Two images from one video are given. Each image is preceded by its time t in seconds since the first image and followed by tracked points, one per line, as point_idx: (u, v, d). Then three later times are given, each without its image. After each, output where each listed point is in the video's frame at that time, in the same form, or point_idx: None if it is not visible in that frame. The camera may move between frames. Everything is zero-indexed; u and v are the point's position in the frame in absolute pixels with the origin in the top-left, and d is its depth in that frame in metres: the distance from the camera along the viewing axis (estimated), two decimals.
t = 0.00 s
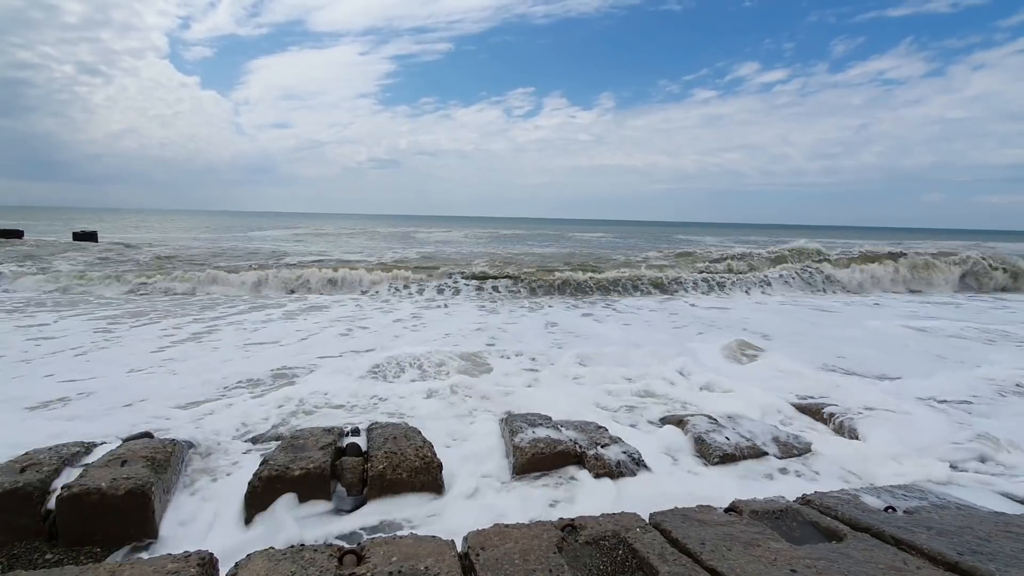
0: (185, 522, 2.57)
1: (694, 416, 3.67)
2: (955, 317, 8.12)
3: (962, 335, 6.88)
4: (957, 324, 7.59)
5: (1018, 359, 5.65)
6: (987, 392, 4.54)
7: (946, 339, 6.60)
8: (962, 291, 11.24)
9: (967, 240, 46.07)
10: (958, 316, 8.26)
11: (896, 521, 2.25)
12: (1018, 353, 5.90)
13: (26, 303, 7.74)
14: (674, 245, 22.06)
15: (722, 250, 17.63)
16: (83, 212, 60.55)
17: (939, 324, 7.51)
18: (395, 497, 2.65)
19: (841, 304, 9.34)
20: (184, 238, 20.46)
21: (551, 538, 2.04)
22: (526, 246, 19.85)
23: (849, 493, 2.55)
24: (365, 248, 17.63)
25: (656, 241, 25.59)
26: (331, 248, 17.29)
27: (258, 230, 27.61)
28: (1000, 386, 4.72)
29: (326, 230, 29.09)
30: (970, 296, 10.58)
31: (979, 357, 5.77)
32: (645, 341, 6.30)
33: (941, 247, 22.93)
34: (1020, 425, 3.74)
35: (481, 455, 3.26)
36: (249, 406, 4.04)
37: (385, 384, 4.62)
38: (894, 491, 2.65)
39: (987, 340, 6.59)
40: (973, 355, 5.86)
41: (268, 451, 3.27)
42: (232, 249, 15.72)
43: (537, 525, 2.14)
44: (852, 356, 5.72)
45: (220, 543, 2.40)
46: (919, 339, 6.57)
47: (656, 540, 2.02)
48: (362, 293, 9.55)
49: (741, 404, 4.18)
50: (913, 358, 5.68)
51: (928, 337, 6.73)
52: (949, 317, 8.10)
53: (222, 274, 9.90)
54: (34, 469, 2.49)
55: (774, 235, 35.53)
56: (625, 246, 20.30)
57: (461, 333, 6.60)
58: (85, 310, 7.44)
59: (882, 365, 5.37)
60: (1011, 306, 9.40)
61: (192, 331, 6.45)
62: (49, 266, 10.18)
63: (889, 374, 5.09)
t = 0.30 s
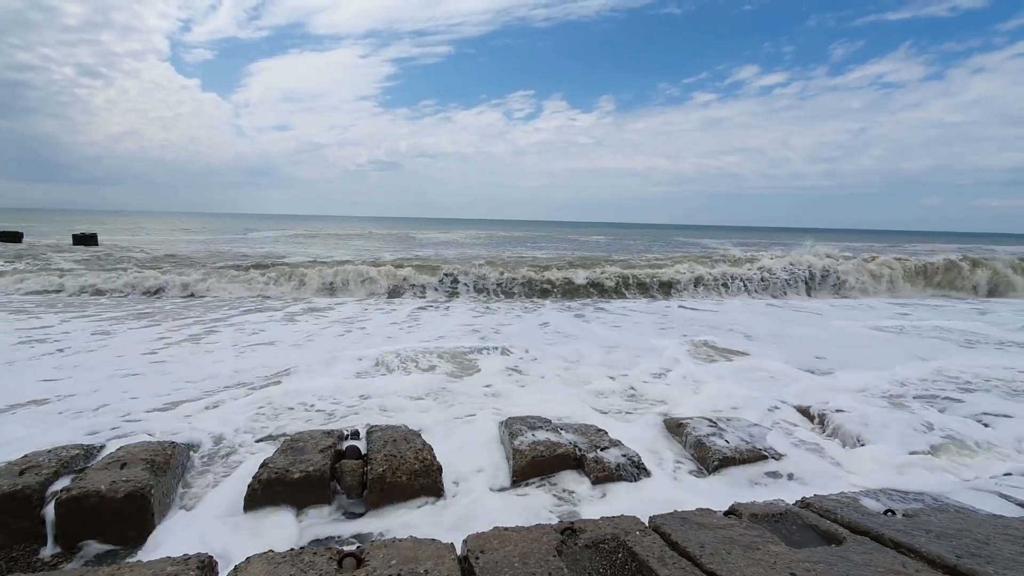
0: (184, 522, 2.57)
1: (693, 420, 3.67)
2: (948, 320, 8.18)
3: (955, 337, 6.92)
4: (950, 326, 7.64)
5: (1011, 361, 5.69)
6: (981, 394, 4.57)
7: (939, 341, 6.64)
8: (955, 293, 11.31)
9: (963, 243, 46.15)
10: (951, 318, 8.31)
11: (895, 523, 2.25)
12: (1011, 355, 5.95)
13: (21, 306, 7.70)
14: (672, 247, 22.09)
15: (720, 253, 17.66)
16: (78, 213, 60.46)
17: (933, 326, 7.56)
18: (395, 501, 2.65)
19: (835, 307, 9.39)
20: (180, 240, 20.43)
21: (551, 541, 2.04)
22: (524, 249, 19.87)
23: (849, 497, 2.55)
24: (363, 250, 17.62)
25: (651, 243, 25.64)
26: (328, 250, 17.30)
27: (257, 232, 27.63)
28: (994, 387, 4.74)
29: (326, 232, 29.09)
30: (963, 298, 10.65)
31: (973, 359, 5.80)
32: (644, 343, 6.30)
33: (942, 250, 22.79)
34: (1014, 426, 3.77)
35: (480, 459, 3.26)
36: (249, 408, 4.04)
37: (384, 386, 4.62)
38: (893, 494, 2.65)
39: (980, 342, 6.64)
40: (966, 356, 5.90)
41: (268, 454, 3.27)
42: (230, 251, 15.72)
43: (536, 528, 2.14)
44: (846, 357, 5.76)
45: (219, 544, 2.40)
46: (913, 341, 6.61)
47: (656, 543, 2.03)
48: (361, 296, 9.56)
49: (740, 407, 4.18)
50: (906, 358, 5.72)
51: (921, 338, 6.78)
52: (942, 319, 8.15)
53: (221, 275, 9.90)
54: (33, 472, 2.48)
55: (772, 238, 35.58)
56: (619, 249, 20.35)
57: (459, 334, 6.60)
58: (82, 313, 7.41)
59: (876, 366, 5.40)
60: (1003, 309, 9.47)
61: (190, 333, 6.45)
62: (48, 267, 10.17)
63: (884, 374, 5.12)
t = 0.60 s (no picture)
0: (184, 525, 2.57)
1: (693, 424, 3.67)
2: (943, 323, 8.20)
3: (951, 341, 6.95)
4: (946, 329, 7.66)
5: (1006, 365, 5.71)
6: (980, 398, 4.57)
7: (935, 345, 6.65)
8: (952, 297, 11.35)
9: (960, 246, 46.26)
10: (947, 322, 8.34)
11: (896, 528, 2.25)
12: (1007, 359, 5.96)
13: (18, 309, 7.68)
14: (671, 251, 22.08)
15: (719, 257, 17.66)
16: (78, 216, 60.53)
17: (928, 330, 7.59)
18: (395, 505, 2.65)
19: (831, 311, 9.40)
20: (176, 243, 20.42)
21: (552, 545, 2.04)
22: (523, 252, 19.85)
23: (850, 501, 2.54)
24: (363, 253, 17.60)
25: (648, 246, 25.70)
26: (325, 253, 17.30)
27: (257, 236, 27.64)
28: (991, 392, 4.76)
29: (325, 236, 29.11)
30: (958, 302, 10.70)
31: (969, 363, 5.82)
32: (643, 346, 6.31)
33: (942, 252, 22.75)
34: (1011, 429, 3.78)
35: (480, 463, 3.25)
36: (249, 412, 4.04)
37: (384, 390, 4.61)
38: (894, 497, 2.64)
39: (975, 346, 6.66)
40: (962, 360, 5.91)
41: (267, 457, 3.27)
42: (230, 255, 15.70)
43: (537, 533, 2.14)
44: (844, 361, 5.76)
45: (219, 547, 2.40)
46: (909, 345, 6.64)
47: (657, 548, 2.02)
48: (360, 300, 9.55)
49: (740, 411, 4.17)
50: (905, 362, 5.73)
51: (916, 342, 6.80)
52: (938, 323, 8.17)
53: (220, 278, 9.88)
54: (33, 476, 2.48)
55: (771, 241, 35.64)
56: (616, 253, 20.35)
57: (459, 338, 6.60)
58: (79, 316, 7.40)
59: (873, 370, 5.41)
60: (997, 313, 9.51)
61: (189, 337, 6.44)
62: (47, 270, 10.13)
63: (881, 378, 5.13)
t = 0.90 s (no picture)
0: (183, 529, 2.56)
1: (693, 428, 3.66)
2: (941, 329, 8.21)
3: (945, 345, 6.98)
4: (944, 335, 7.68)
5: (1001, 370, 5.74)
6: (979, 403, 4.58)
7: (930, 350, 6.69)
8: (950, 302, 11.36)
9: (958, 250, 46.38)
10: (941, 327, 8.39)
11: (897, 534, 2.24)
12: (1006, 364, 5.98)
13: (16, 312, 7.67)
14: (669, 255, 22.09)
15: (718, 261, 17.68)
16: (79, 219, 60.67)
17: (926, 335, 7.60)
18: (394, 510, 2.64)
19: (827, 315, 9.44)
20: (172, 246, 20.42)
21: (552, 551, 2.03)
22: (522, 256, 19.86)
23: (850, 506, 2.53)
24: (362, 257, 17.61)
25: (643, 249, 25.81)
26: (321, 256, 17.32)
27: (256, 239, 27.65)
28: (987, 396, 4.77)
29: (325, 239, 29.16)
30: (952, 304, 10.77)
31: (964, 367, 5.85)
32: (642, 351, 6.30)
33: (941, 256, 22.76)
34: (1008, 432, 3.80)
35: (480, 468, 3.25)
36: (248, 417, 4.03)
37: (383, 394, 4.61)
38: (895, 502, 2.63)
39: (969, 350, 6.70)
40: (957, 364, 5.95)
41: (267, 462, 3.27)
42: (230, 258, 15.71)
43: (537, 538, 2.13)
44: (843, 366, 5.77)
45: (217, 551, 2.39)
46: (903, 349, 6.67)
47: (657, 554, 2.02)
48: (359, 304, 9.54)
49: (740, 415, 4.17)
50: (903, 367, 5.73)
51: (911, 347, 6.84)
52: (936, 329, 8.18)
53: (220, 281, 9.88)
54: (33, 480, 2.48)
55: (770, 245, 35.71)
56: (615, 256, 20.37)
57: (458, 342, 6.60)
58: (76, 320, 7.39)
59: (871, 375, 5.42)
60: (994, 319, 9.54)
61: (189, 340, 6.43)
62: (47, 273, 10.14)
63: (880, 383, 5.13)
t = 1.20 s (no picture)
0: (182, 531, 2.56)
1: (694, 431, 3.65)
2: (940, 334, 8.21)
3: (939, 349, 7.02)
4: (943, 340, 7.68)
5: (995, 374, 5.77)
6: (978, 406, 4.57)
7: (925, 354, 6.71)
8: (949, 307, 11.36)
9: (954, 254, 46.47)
10: (935, 332, 8.42)
11: (899, 537, 2.24)
12: (1005, 369, 5.97)
13: (15, 314, 7.66)
14: (668, 258, 22.13)
15: (718, 265, 17.68)
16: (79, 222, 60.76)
17: (926, 340, 7.59)
18: (394, 513, 2.64)
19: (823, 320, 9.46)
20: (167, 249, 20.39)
21: (552, 553, 2.03)
22: (522, 259, 19.87)
23: (851, 509, 2.53)
24: (362, 260, 17.62)
25: (639, 254, 25.82)
26: (318, 259, 17.33)
27: (255, 243, 27.68)
28: (982, 400, 4.79)
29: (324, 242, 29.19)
30: (947, 308, 10.80)
31: (959, 371, 5.87)
32: (641, 355, 6.30)
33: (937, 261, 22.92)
34: (1005, 436, 3.80)
35: (479, 472, 3.24)
36: (247, 420, 4.03)
37: (382, 398, 4.60)
38: (895, 505, 2.63)
39: (963, 355, 6.72)
40: (952, 368, 5.97)
41: (266, 465, 3.26)
42: (229, 261, 15.70)
43: (537, 541, 2.13)
44: (842, 370, 5.77)
45: (217, 554, 2.38)
46: (898, 353, 6.70)
47: (658, 557, 2.01)
48: (359, 308, 9.54)
49: (740, 419, 4.17)
50: (902, 372, 5.73)
51: (907, 351, 6.86)
52: (936, 335, 8.17)
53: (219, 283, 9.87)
54: (33, 482, 2.47)
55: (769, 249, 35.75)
56: (615, 260, 20.35)
57: (458, 346, 6.60)
58: (72, 322, 7.38)
59: (871, 379, 5.42)
60: (993, 324, 9.53)
61: (188, 342, 6.43)
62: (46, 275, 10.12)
63: (880, 387, 5.13)
